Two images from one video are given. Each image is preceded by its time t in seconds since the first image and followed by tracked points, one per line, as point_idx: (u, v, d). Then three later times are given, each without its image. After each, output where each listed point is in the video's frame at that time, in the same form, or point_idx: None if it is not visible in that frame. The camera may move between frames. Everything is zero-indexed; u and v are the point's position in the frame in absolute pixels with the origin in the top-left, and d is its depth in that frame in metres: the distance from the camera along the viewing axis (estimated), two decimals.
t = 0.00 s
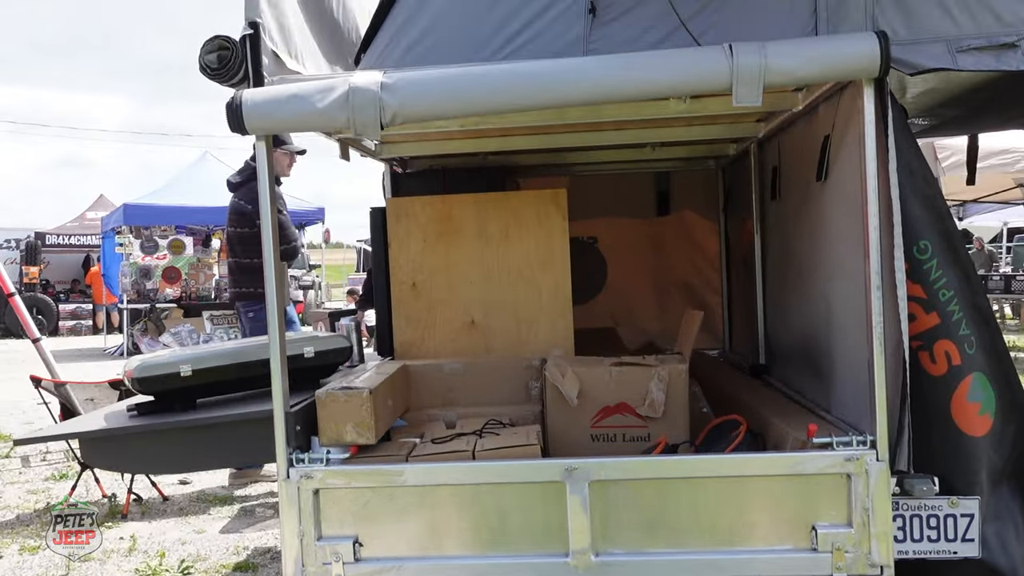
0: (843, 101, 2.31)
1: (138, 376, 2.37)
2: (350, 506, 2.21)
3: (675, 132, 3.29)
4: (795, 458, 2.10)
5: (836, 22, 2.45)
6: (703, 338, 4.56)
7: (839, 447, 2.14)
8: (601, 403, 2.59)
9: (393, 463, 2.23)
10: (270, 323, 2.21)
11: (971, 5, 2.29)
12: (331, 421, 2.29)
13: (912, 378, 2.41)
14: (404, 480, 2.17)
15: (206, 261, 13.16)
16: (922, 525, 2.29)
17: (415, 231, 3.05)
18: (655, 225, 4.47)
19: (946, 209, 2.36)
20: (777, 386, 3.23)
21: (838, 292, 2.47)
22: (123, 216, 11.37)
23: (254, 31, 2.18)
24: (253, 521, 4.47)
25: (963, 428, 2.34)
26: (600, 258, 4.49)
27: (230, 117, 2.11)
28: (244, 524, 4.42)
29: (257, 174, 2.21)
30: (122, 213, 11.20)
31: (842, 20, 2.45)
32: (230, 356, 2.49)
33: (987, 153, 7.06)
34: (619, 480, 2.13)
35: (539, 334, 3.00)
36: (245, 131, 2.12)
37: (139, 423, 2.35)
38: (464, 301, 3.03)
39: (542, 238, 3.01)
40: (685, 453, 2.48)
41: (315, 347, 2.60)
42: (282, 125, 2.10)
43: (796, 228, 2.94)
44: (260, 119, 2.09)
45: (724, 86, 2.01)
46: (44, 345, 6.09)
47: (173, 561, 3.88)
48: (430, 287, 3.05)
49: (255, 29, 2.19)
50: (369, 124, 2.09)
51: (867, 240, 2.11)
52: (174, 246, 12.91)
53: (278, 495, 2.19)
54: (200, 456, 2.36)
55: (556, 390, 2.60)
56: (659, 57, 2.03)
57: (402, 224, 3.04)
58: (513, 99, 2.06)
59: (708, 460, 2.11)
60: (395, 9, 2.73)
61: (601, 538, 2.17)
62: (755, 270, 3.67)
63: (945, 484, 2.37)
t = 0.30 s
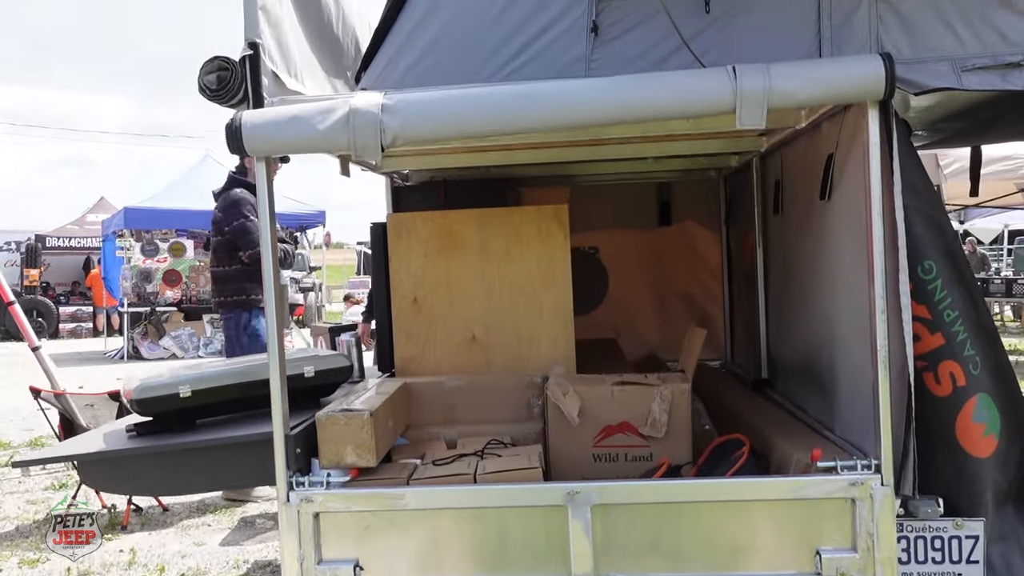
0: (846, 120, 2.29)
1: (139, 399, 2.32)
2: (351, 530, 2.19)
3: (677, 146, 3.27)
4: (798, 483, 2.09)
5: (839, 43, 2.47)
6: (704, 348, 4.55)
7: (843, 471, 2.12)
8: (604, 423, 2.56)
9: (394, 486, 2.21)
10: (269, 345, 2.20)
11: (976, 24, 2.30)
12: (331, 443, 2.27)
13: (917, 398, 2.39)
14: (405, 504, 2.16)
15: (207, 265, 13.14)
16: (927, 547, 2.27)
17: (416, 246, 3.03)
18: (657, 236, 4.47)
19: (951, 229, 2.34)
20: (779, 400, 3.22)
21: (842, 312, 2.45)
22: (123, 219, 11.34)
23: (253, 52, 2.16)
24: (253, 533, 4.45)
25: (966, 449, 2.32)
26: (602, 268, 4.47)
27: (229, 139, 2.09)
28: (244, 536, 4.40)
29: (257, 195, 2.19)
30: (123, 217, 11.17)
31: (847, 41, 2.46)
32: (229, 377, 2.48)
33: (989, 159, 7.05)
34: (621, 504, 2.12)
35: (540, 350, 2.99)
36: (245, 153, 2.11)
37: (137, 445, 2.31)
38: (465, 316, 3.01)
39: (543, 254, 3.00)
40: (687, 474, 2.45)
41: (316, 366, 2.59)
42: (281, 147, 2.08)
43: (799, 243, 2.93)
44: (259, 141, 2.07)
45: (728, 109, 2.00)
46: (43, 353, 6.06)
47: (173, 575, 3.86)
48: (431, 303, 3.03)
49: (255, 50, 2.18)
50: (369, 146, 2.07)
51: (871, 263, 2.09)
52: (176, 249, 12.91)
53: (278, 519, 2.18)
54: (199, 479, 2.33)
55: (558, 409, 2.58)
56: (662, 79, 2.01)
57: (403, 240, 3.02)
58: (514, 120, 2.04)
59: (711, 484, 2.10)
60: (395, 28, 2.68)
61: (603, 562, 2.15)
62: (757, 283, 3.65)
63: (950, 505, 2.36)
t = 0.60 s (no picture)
0: (847, 137, 2.28)
1: (138, 416, 2.33)
2: (349, 549, 2.18)
3: (677, 158, 3.27)
4: (799, 502, 2.08)
5: (839, 59, 2.49)
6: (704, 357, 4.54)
7: (843, 490, 2.10)
8: (603, 439, 2.55)
9: (393, 505, 2.20)
10: (267, 363, 2.19)
11: (976, 39, 2.37)
12: (330, 461, 2.26)
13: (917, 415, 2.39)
14: (404, 523, 2.15)
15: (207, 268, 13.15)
16: (927, 565, 2.26)
17: (415, 259, 3.03)
18: (657, 245, 4.46)
19: (952, 246, 2.34)
20: (779, 413, 3.21)
21: (843, 328, 2.44)
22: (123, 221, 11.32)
23: (252, 69, 2.15)
24: (252, 543, 4.43)
25: (966, 466, 2.31)
26: (602, 277, 4.46)
27: (227, 157, 2.08)
28: (244, 546, 4.39)
29: (255, 213, 2.19)
30: (122, 219, 11.14)
31: (847, 57, 2.48)
32: (227, 394, 2.47)
33: (990, 164, 7.04)
34: (622, 523, 2.11)
35: (540, 363, 2.98)
36: (243, 171, 2.10)
37: (134, 462, 2.30)
38: (464, 329, 3.01)
39: (543, 267, 2.99)
40: (687, 490, 2.44)
41: (314, 382, 2.58)
42: (279, 166, 2.07)
43: (799, 257, 2.92)
44: (257, 159, 2.06)
45: (729, 128, 1.99)
46: (43, 360, 6.05)
47: None
48: (430, 316, 3.03)
49: (253, 67, 2.16)
50: (368, 165, 2.06)
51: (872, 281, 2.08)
52: (177, 252, 13.14)
53: (276, 538, 2.17)
54: (197, 497, 2.32)
55: (558, 426, 2.56)
56: (662, 97, 2.01)
57: (402, 253, 3.02)
58: (513, 138, 2.03)
59: (711, 503, 2.09)
60: (393, 44, 2.62)
61: None
62: (758, 294, 3.64)
63: (951, 522, 2.34)
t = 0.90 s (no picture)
0: (849, 156, 2.27)
1: (139, 436, 2.30)
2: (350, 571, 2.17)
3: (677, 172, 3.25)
4: (802, 525, 2.07)
5: (840, 76, 2.51)
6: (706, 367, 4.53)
7: (846, 512, 2.11)
8: (604, 457, 2.54)
9: (393, 527, 2.19)
10: (267, 384, 2.19)
11: (979, 58, 2.41)
12: (330, 482, 2.25)
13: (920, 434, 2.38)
14: (404, 545, 2.13)
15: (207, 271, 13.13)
16: None
17: (415, 274, 3.02)
18: (657, 255, 4.45)
19: (955, 265, 2.32)
20: (780, 428, 3.20)
21: (844, 347, 2.43)
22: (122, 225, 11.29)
23: (251, 89, 2.15)
24: (252, 554, 4.42)
25: (967, 485, 2.30)
26: (602, 287, 4.46)
27: (226, 178, 2.07)
28: (243, 557, 4.37)
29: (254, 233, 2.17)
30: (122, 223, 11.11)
31: (848, 75, 2.51)
32: (226, 412, 2.46)
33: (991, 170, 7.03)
34: (623, 545, 2.10)
35: (540, 379, 2.97)
36: (241, 192, 2.09)
37: (133, 482, 2.29)
38: (464, 345, 3.00)
39: (543, 283, 2.97)
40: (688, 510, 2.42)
41: (314, 401, 2.55)
42: (278, 187, 2.06)
43: (800, 272, 2.91)
44: (256, 180, 2.04)
45: (731, 150, 1.97)
46: (42, 368, 6.03)
47: None
48: (430, 331, 3.02)
49: (252, 86, 2.16)
50: (368, 185, 2.05)
51: (875, 303, 2.06)
52: (177, 254, 12.88)
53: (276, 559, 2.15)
54: (196, 517, 2.31)
55: (559, 444, 2.55)
56: (663, 118, 1.99)
57: (402, 268, 3.02)
58: (513, 158, 2.02)
59: (713, 526, 2.07)
60: (393, 61, 2.59)
61: None
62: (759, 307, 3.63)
63: (953, 543, 2.33)
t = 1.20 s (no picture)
0: (851, 175, 2.25)
1: (137, 455, 2.29)
2: None
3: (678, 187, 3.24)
4: (805, 548, 2.05)
5: (843, 95, 2.48)
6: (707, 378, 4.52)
7: (849, 535, 2.09)
8: (605, 476, 2.53)
9: (393, 549, 2.18)
10: (267, 405, 2.19)
11: (982, 77, 2.40)
12: (328, 503, 2.23)
13: (922, 454, 2.37)
14: (405, 567, 2.13)
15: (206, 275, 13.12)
16: None
17: (415, 289, 3.01)
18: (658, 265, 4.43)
19: (958, 284, 2.31)
20: (782, 443, 3.18)
21: (847, 366, 2.41)
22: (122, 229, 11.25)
23: (250, 109, 2.15)
24: (252, 565, 4.39)
25: (969, 504, 2.27)
26: (603, 297, 4.44)
27: (226, 200, 2.06)
28: (243, 568, 4.34)
29: (253, 255, 2.16)
30: (121, 226, 11.07)
31: (851, 95, 2.48)
32: (226, 430, 2.46)
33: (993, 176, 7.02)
34: (625, 568, 2.09)
35: (541, 394, 2.96)
36: (241, 213, 2.08)
37: (131, 503, 2.27)
38: (465, 360, 2.99)
39: (544, 298, 2.96)
40: (689, 529, 2.41)
41: (314, 419, 2.54)
42: (278, 209, 2.05)
43: (802, 288, 2.89)
44: (256, 202, 2.03)
45: (733, 172, 1.97)
46: (41, 376, 6.01)
47: None
48: (430, 346, 3.01)
49: (252, 106, 2.17)
50: (368, 207, 2.04)
51: (878, 324, 2.05)
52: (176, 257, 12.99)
53: None
54: (195, 538, 2.30)
55: (560, 462, 2.53)
56: (665, 140, 1.99)
57: (402, 282, 3.01)
58: (514, 180, 2.01)
59: (715, 549, 2.06)
60: (394, 79, 2.56)
61: None
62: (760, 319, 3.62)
63: (956, 564, 2.31)
